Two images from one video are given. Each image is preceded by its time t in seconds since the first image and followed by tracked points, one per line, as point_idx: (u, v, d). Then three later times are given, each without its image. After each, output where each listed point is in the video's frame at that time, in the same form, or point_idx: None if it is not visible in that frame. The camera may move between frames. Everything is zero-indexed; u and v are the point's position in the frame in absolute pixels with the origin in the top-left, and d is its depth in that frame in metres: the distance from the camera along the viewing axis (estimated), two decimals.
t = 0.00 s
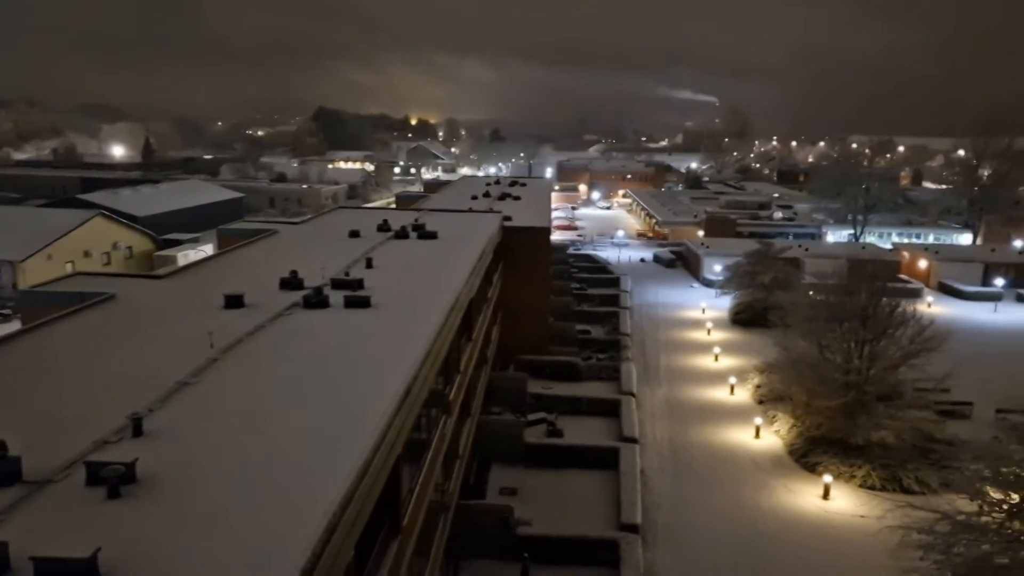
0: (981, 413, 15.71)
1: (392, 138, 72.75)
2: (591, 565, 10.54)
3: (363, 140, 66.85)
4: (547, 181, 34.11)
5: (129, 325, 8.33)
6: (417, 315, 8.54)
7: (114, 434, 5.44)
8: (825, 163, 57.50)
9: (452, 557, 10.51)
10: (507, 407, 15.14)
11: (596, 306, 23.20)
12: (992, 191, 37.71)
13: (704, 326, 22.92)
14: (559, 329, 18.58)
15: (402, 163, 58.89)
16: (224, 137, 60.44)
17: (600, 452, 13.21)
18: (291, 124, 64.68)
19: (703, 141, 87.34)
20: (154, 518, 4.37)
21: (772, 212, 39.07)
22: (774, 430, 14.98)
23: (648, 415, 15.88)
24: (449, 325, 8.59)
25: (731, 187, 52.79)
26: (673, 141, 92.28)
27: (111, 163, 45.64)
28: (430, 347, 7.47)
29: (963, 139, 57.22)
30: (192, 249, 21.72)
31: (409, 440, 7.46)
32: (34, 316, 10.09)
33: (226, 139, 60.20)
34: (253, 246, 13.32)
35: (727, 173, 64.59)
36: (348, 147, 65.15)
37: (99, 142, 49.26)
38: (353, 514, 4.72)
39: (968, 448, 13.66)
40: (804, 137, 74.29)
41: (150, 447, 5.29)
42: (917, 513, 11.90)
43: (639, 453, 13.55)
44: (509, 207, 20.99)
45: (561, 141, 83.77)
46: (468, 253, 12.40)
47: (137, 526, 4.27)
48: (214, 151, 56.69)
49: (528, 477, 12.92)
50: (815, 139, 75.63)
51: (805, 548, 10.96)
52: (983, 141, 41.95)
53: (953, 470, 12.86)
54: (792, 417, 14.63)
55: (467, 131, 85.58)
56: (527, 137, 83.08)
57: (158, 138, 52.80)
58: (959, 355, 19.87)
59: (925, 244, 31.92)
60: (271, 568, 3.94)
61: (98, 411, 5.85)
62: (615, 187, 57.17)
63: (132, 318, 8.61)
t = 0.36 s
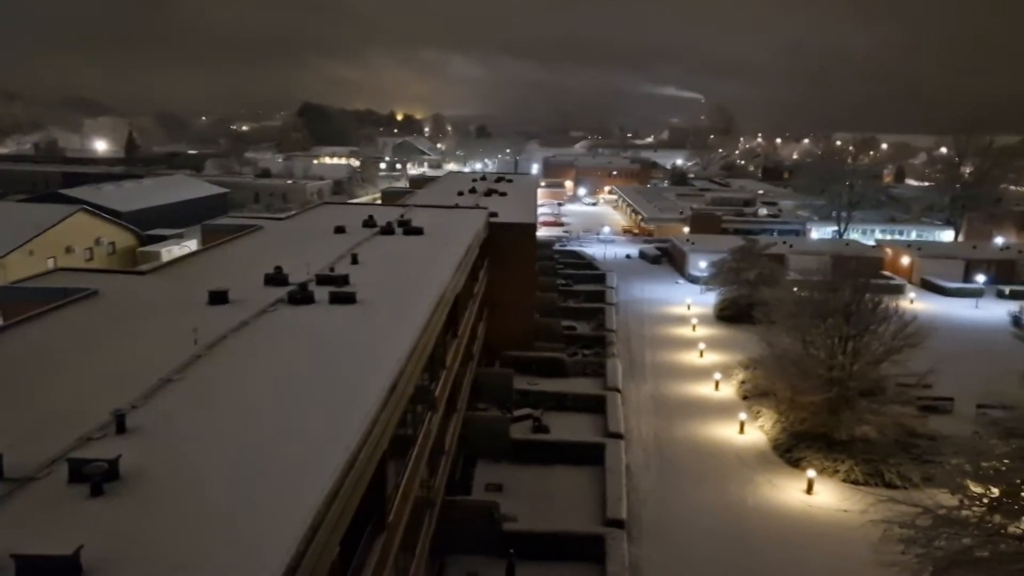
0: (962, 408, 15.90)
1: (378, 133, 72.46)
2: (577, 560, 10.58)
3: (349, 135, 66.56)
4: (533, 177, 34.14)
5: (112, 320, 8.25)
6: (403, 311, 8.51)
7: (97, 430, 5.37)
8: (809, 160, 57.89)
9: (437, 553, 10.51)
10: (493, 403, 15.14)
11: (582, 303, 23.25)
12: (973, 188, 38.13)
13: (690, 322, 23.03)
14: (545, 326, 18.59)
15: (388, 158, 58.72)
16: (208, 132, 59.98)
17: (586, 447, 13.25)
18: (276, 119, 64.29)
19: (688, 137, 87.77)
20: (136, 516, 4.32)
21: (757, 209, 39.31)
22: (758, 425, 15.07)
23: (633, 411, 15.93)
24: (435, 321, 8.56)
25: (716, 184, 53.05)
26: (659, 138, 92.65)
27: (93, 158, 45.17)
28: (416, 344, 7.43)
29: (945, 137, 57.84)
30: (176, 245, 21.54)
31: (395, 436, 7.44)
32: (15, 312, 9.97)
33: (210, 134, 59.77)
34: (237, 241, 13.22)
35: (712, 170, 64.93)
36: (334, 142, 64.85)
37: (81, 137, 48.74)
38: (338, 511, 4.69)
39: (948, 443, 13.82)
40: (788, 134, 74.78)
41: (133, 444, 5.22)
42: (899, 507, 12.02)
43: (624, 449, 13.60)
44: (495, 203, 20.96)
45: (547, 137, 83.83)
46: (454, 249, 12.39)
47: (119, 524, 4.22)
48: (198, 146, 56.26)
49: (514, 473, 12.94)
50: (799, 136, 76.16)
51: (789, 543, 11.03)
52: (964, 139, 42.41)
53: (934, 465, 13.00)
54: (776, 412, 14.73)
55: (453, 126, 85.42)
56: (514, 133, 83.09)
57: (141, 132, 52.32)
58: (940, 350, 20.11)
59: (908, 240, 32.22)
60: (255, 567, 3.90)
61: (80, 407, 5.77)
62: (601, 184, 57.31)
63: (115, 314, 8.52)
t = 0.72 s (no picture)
0: (939, 403, 16.11)
1: (361, 130, 72.07)
2: (560, 556, 10.59)
3: (331, 132, 66.10)
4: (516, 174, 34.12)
5: (91, 318, 8.14)
6: (386, 308, 8.48)
7: (75, 429, 5.29)
8: (789, 158, 58.35)
9: (420, 551, 10.49)
10: (476, 400, 15.12)
11: (565, 300, 23.29)
12: (951, 186, 38.62)
13: (672, 319, 23.16)
14: (528, 323, 18.60)
15: (370, 155, 58.42)
16: (188, 128, 59.25)
17: (569, 444, 13.27)
18: (257, 116, 63.70)
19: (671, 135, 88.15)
20: (116, 515, 4.26)
21: (738, 207, 39.56)
22: (739, 421, 15.19)
23: (616, 408, 15.99)
24: (418, 318, 8.54)
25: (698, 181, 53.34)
26: (641, 136, 92.99)
27: (70, 155, 44.49)
28: (399, 341, 7.42)
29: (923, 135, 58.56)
30: (156, 242, 21.28)
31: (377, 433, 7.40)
32: None
33: (189, 130, 59.05)
34: (218, 238, 13.09)
35: (694, 168, 65.28)
36: (315, 139, 64.36)
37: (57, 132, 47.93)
38: (320, 509, 4.67)
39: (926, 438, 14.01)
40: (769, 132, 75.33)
41: (112, 442, 5.16)
42: (877, 502, 12.17)
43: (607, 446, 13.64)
44: (478, 200, 20.93)
45: (530, 135, 83.78)
46: (437, 246, 12.35)
47: (98, 524, 4.15)
48: (178, 142, 55.60)
49: (497, 470, 12.93)
50: (780, 134, 76.77)
51: (769, 538, 11.13)
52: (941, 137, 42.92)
53: (912, 460, 13.17)
54: (757, 409, 14.85)
55: (436, 123, 85.16)
56: (497, 130, 83.00)
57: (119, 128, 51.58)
58: (918, 346, 20.38)
59: (887, 238, 32.57)
60: (237, 565, 3.87)
61: (57, 406, 5.69)
62: (583, 182, 57.42)
63: (95, 311, 8.40)
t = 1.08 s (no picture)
0: (920, 398, 16.28)
1: (344, 126, 71.66)
2: (543, 553, 10.61)
3: (314, 129, 65.69)
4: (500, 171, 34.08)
5: (70, 317, 8.02)
6: (369, 305, 8.45)
7: (55, 428, 5.22)
8: (772, 154, 58.71)
9: (404, 549, 10.46)
10: (460, 397, 15.10)
11: (549, 297, 23.30)
12: (931, 183, 39.03)
13: (655, 316, 23.26)
14: (512, 320, 18.59)
15: (354, 152, 58.10)
16: (169, 125, 58.58)
17: (552, 441, 13.29)
18: (240, 112, 63.16)
19: (654, 132, 88.44)
20: (98, 515, 4.21)
21: (721, 203, 39.79)
22: (722, 417, 15.29)
23: (600, 404, 16.04)
24: (402, 315, 8.52)
25: (681, 178, 53.58)
26: (625, 133, 93.21)
27: (49, 152, 43.85)
28: (383, 339, 7.38)
29: (903, 133, 59.16)
30: (137, 239, 21.04)
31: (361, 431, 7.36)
32: None
33: (171, 126, 58.36)
34: (200, 235, 12.98)
35: (678, 165, 65.53)
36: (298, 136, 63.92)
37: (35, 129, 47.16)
38: (304, 507, 4.64)
39: (906, 432, 14.17)
40: (752, 129, 75.84)
41: (92, 441, 5.09)
42: (859, 496, 12.28)
43: (591, 442, 13.69)
44: (462, 197, 20.88)
45: (514, 131, 83.66)
46: (420, 243, 12.33)
47: (79, 524, 4.10)
48: (158, 139, 54.97)
49: (481, 467, 12.92)
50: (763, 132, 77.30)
51: (752, 532, 11.22)
52: (921, 134, 43.37)
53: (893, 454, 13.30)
54: (740, 404, 14.97)
55: (419, 120, 84.87)
56: (480, 127, 82.85)
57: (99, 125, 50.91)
58: (898, 342, 20.60)
59: (868, 235, 32.88)
60: (219, 564, 3.84)
61: (37, 405, 5.60)
62: (567, 178, 57.47)
63: (75, 310, 8.30)
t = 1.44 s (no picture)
0: (901, 393, 16.45)
1: (327, 124, 71.27)
2: (529, 550, 10.62)
3: (297, 127, 65.27)
4: (484, 169, 34.04)
5: (50, 317, 7.89)
6: (353, 304, 8.39)
7: (35, 430, 5.14)
8: (755, 152, 59.07)
9: (389, 547, 10.42)
10: (445, 395, 15.07)
11: (534, 294, 23.31)
12: (911, 180, 39.45)
13: (640, 313, 23.34)
14: (497, 318, 18.56)
15: (337, 150, 57.79)
16: (150, 123, 57.92)
17: (537, 439, 13.30)
18: (221, 110, 62.61)
19: (638, 130, 88.72)
20: (80, 517, 4.15)
21: (704, 201, 40.01)
22: (707, 414, 15.38)
23: (585, 402, 16.07)
24: (386, 313, 8.49)
25: (665, 176, 53.83)
26: (608, 131, 93.46)
27: (27, 150, 43.23)
28: (367, 338, 7.33)
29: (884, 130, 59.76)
30: (118, 238, 20.81)
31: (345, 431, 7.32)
32: None
33: (152, 124, 57.71)
34: (182, 234, 12.84)
35: (661, 162, 65.82)
36: (281, 134, 63.47)
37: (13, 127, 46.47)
38: (287, 508, 4.59)
39: (887, 426, 14.32)
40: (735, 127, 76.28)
41: (74, 442, 5.03)
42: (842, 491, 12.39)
43: (576, 439, 13.70)
44: (446, 195, 20.83)
45: (498, 129, 83.53)
46: (404, 241, 12.27)
47: (60, 526, 4.04)
48: (139, 138, 54.39)
49: (467, 465, 12.90)
50: (745, 129, 77.79)
51: (735, 528, 11.29)
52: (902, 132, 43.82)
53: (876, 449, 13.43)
54: (723, 401, 15.08)
55: (403, 118, 84.60)
56: (464, 125, 82.72)
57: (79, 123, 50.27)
58: (879, 337, 20.83)
59: (850, 231, 33.19)
60: (199, 566, 3.79)
61: (17, 407, 5.51)
62: (551, 176, 57.49)
63: (56, 309, 8.17)
